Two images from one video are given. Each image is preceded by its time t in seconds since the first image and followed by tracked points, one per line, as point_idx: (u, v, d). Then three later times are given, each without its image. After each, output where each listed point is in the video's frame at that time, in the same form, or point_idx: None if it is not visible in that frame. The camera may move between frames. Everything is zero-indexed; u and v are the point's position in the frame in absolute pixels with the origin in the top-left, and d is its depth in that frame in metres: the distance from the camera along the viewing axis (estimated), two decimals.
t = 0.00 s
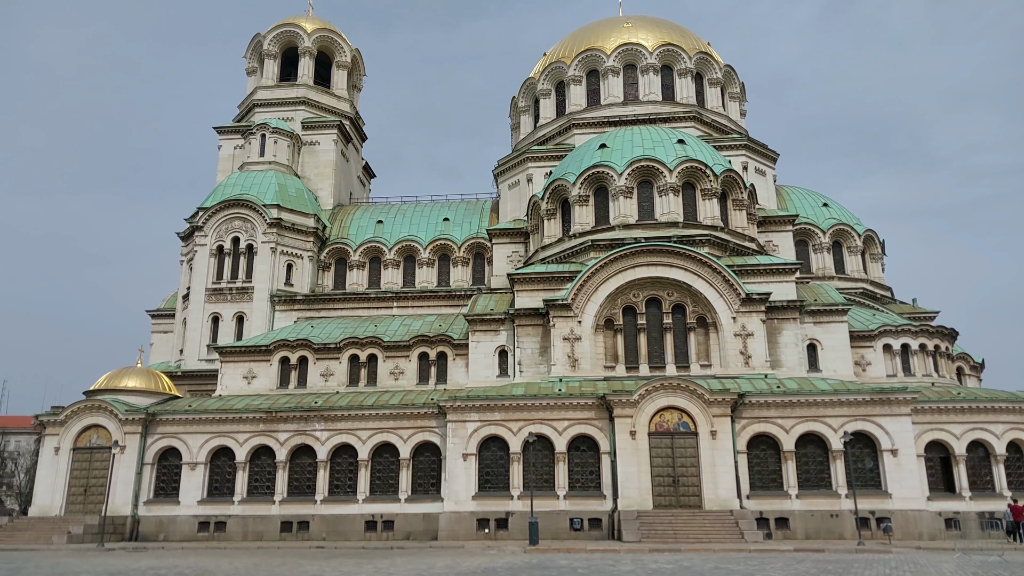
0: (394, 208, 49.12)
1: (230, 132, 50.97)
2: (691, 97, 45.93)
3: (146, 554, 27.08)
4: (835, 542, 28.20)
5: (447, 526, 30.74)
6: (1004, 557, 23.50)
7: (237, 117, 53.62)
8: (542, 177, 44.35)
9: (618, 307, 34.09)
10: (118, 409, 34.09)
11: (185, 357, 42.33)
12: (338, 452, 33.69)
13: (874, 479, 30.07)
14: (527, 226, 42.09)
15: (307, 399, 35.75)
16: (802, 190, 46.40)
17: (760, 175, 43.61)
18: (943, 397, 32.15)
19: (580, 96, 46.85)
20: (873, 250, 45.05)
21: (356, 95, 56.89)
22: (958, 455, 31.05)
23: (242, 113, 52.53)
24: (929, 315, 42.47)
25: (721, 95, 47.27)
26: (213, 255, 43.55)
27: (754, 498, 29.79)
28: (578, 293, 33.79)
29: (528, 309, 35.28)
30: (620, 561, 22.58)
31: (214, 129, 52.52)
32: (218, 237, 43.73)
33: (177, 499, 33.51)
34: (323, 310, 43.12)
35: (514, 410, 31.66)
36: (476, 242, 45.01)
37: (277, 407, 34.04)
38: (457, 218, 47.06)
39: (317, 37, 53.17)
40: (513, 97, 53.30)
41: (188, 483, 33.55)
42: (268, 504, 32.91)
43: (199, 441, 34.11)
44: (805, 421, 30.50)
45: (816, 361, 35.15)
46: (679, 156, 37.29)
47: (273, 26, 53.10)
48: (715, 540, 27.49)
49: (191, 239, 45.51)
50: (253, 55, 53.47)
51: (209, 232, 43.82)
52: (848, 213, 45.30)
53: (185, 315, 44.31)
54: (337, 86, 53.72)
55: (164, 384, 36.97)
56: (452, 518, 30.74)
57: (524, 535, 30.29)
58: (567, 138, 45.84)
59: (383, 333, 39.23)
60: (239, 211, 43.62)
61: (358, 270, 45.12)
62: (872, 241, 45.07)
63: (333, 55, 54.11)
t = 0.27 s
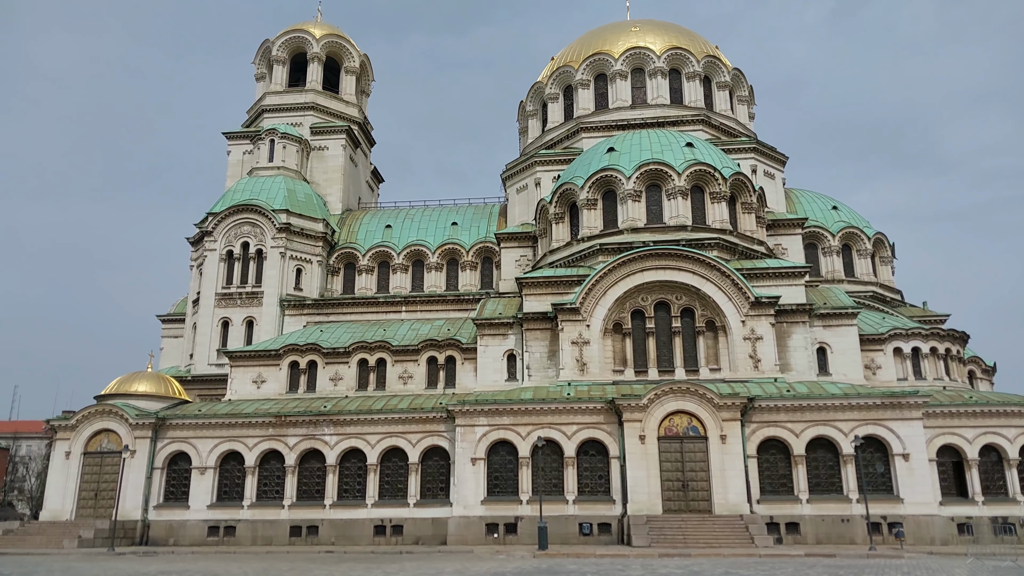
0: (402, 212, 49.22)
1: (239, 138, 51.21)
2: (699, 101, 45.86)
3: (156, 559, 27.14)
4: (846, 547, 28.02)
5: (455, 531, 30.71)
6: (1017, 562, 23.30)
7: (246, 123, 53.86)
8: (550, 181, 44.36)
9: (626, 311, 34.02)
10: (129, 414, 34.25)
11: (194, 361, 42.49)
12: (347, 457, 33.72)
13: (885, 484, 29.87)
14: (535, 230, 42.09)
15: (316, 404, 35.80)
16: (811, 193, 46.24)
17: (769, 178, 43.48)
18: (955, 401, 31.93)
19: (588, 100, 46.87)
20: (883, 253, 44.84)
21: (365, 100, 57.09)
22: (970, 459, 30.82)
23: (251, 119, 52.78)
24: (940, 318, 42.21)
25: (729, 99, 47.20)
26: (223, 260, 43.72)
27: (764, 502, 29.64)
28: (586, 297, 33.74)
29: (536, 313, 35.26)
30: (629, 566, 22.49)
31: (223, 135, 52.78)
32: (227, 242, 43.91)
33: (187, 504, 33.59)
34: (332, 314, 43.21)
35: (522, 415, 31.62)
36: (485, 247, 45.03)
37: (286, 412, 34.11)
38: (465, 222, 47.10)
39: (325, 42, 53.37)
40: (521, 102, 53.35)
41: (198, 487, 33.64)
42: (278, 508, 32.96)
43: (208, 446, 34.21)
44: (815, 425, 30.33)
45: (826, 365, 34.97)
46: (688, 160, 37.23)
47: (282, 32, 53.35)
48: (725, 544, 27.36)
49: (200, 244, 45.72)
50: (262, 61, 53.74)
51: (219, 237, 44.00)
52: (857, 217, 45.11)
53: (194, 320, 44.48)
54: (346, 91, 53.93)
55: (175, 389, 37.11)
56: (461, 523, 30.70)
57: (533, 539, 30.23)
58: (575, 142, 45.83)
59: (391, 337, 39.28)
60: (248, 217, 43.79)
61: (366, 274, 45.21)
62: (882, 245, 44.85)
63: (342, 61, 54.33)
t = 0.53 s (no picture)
0: (409, 218, 49.31)
1: (247, 144, 51.44)
2: (706, 107, 45.86)
3: (163, 564, 27.17)
4: (855, 555, 27.85)
5: (462, 537, 30.66)
6: None
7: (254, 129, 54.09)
8: (557, 187, 44.38)
9: (633, 317, 33.97)
10: (136, 419, 34.37)
11: (202, 367, 42.61)
12: (353, 462, 33.73)
13: (894, 491, 29.69)
14: (541, 236, 42.09)
15: (323, 409, 35.85)
16: (819, 199, 46.13)
17: (776, 184, 43.40)
18: (964, 407, 31.74)
19: (594, 106, 46.91)
20: (892, 259, 44.67)
21: (372, 107, 57.26)
22: (979, 467, 30.61)
23: (259, 125, 53.00)
24: (949, 324, 42.01)
25: (736, 105, 47.17)
26: (231, 266, 43.88)
27: (772, 509, 29.50)
28: (593, 302, 33.71)
29: (543, 319, 35.24)
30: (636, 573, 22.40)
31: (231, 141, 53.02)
32: (235, 248, 44.06)
33: (194, 509, 33.65)
34: (339, 320, 43.28)
35: (529, 421, 31.58)
36: (491, 252, 45.04)
37: (293, 417, 34.16)
38: (472, 228, 47.15)
39: (333, 49, 53.60)
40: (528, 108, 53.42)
41: (205, 493, 33.70)
42: (284, 514, 32.98)
43: (216, 451, 34.28)
44: (823, 432, 30.18)
45: (834, 372, 34.83)
46: (695, 165, 37.19)
47: (290, 39, 53.62)
48: (733, 552, 27.23)
49: (208, 250, 45.90)
50: (270, 67, 53.99)
51: (226, 242, 44.16)
52: (865, 222, 44.97)
53: (202, 325, 44.62)
54: (353, 98, 54.12)
55: (182, 394, 37.21)
56: (467, 529, 30.66)
57: (540, 546, 30.15)
58: (582, 148, 45.87)
59: (398, 343, 39.32)
60: (256, 223, 43.95)
61: (373, 280, 45.29)
62: (890, 251, 44.69)
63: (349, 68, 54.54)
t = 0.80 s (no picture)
0: (414, 220, 49.37)
1: (252, 147, 51.57)
2: (711, 108, 45.83)
3: (169, 566, 27.22)
4: (861, 557, 27.76)
5: (467, 539, 30.65)
6: None
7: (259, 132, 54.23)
8: (561, 189, 44.38)
9: (638, 319, 33.94)
10: (142, 421, 34.47)
11: (207, 369, 42.69)
12: (359, 464, 33.75)
13: (900, 493, 29.61)
14: (546, 238, 42.10)
15: (328, 411, 35.90)
16: (824, 201, 46.05)
17: (781, 186, 43.35)
18: (970, 409, 31.63)
19: (599, 108, 46.91)
20: (897, 261, 44.57)
21: (377, 109, 57.38)
22: (986, 469, 30.49)
23: (264, 128, 53.14)
24: (955, 326, 41.87)
25: (741, 106, 47.12)
26: (236, 268, 43.98)
27: (777, 512, 29.43)
28: (598, 304, 33.69)
29: (547, 321, 35.23)
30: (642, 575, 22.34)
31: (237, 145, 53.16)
32: (240, 251, 44.17)
33: (200, 511, 33.73)
34: (344, 322, 43.34)
35: (534, 423, 31.57)
36: (496, 254, 45.06)
37: (298, 419, 34.21)
38: (477, 230, 47.18)
39: (338, 52, 53.74)
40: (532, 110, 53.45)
41: (210, 495, 33.76)
42: (290, 515, 33.02)
43: (221, 453, 34.34)
44: (829, 434, 30.10)
45: (840, 373, 34.75)
46: (699, 167, 37.17)
47: (295, 42, 53.78)
48: (738, 554, 27.18)
49: (214, 252, 46.02)
50: (275, 71, 54.14)
51: (232, 245, 44.27)
52: (870, 224, 44.87)
53: (207, 328, 44.72)
54: (358, 101, 54.23)
55: (188, 397, 37.31)
56: (472, 531, 30.66)
57: (545, 548, 30.13)
58: (587, 150, 45.87)
59: (403, 345, 39.35)
60: (262, 225, 44.06)
61: (378, 282, 45.35)
62: (896, 252, 44.58)
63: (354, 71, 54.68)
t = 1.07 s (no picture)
0: (423, 226, 49.45)
1: (262, 153, 51.81)
2: (720, 112, 45.77)
3: (180, 571, 27.25)
4: (874, 563, 27.57)
5: (477, 545, 30.60)
6: None
7: (269, 139, 54.48)
8: (570, 193, 44.39)
9: (648, 323, 33.88)
10: (153, 427, 34.60)
11: (218, 375, 42.83)
12: (368, 470, 33.76)
13: (912, 498, 29.39)
14: (555, 243, 42.10)
15: (338, 417, 35.94)
16: (834, 204, 45.90)
17: (791, 189, 43.23)
18: (983, 413, 31.40)
19: (607, 113, 46.93)
20: (908, 264, 44.35)
21: (386, 115, 57.57)
22: (999, 473, 30.25)
23: (274, 134, 53.39)
24: (967, 329, 41.61)
25: (750, 110, 47.06)
26: (246, 274, 44.14)
27: (789, 517, 29.25)
28: (607, 309, 33.64)
29: (557, 326, 35.20)
30: None
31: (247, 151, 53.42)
32: (250, 257, 44.33)
33: (210, 516, 33.80)
34: (353, 327, 43.41)
35: (543, 428, 31.53)
36: (505, 259, 45.08)
37: (308, 425, 34.26)
38: (486, 235, 47.21)
39: (347, 58, 53.95)
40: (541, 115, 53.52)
41: (221, 500, 33.83)
42: (300, 521, 33.04)
43: (231, 459, 34.42)
44: (840, 438, 29.93)
45: (851, 377, 34.58)
46: (709, 171, 37.12)
47: (305, 48, 54.04)
48: (749, 560, 27.02)
49: (224, 258, 46.21)
50: (285, 77, 54.42)
51: (242, 251, 44.45)
52: (881, 227, 44.69)
53: (218, 333, 44.88)
54: (367, 107, 54.43)
55: (198, 402, 37.42)
56: (482, 536, 30.60)
57: (555, 554, 30.05)
58: (595, 154, 45.87)
59: (412, 350, 39.39)
60: (272, 231, 44.22)
61: (387, 288, 45.44)
62: (907, 255, 44.38)
63: (363, 77, 54.91)
